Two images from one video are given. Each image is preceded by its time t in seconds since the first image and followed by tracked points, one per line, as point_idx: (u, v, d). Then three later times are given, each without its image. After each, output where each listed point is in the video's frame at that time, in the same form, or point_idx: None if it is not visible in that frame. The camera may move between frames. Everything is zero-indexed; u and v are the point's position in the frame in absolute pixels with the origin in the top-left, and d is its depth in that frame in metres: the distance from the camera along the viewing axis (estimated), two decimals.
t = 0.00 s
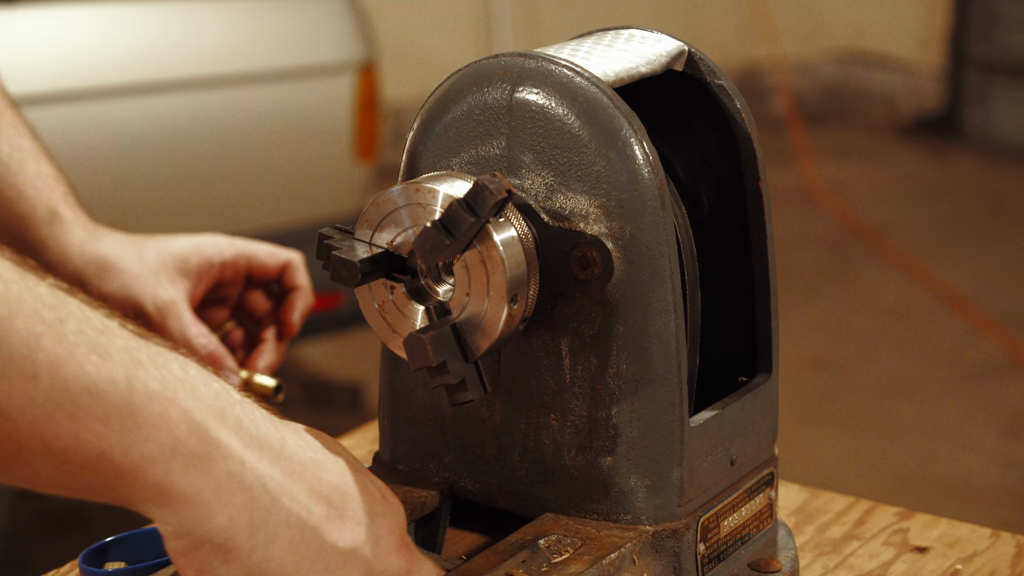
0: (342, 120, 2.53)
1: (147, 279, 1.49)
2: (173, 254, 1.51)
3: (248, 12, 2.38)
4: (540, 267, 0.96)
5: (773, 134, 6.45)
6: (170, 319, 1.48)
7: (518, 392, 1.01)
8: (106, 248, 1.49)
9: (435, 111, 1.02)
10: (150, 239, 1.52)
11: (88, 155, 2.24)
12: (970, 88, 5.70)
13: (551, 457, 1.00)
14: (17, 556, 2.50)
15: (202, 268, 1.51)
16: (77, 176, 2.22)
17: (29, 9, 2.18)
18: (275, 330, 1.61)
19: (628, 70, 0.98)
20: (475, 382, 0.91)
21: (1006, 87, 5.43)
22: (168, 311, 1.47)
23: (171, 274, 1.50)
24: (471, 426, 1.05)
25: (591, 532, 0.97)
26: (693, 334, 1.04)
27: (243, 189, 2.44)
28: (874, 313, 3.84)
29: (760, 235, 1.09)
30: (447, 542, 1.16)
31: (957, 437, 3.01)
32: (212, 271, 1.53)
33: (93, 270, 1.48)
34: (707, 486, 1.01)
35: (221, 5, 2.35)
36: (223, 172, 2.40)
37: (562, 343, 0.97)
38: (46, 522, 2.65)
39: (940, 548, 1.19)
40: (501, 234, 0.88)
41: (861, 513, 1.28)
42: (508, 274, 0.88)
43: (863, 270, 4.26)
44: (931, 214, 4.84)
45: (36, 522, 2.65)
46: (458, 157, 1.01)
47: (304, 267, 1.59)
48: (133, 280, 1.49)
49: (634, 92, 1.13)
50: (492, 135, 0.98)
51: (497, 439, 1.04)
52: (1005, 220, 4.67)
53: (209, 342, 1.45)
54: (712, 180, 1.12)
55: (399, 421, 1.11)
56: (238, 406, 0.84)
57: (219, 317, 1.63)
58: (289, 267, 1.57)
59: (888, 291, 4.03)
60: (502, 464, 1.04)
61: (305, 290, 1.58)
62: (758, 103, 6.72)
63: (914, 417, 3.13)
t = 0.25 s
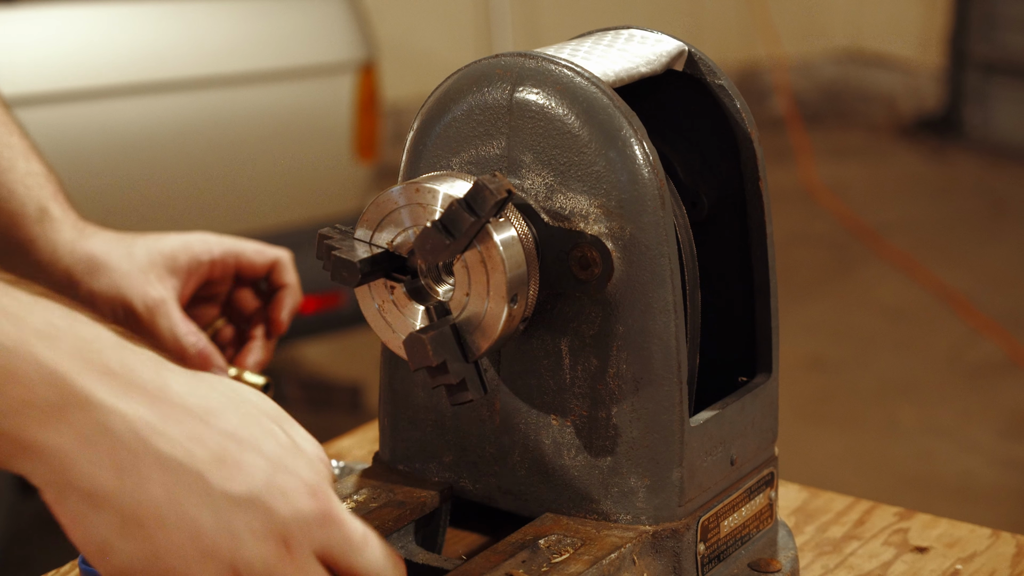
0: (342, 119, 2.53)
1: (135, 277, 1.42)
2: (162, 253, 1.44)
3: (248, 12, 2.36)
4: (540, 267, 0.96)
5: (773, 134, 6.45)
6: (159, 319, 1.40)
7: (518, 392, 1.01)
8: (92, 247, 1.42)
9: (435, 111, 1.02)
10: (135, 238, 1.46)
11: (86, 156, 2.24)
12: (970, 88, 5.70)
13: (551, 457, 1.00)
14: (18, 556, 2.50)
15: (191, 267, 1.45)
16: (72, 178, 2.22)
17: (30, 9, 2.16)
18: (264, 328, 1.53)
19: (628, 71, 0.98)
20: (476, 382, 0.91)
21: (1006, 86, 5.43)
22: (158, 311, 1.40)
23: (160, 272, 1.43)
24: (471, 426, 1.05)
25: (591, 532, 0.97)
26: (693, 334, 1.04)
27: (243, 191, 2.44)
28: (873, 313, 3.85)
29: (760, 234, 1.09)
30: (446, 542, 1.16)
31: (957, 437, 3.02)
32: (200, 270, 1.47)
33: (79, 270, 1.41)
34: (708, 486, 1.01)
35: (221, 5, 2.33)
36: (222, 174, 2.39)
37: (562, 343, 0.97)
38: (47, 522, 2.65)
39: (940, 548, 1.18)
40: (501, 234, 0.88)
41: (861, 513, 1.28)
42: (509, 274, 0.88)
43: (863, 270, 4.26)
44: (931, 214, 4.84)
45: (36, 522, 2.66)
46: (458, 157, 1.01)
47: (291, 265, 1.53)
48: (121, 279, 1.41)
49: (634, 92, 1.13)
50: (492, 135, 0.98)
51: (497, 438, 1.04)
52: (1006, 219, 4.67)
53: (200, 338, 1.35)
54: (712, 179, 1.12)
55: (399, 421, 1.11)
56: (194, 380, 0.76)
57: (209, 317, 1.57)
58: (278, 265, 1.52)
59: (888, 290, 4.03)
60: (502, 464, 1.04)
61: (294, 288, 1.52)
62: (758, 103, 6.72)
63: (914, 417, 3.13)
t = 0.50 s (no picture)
0: (342, 118, 2.54)
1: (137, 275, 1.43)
2: (165, 250, 1.47)
3: (247, 12, 2.37)
4: (541, 267, 0.96)
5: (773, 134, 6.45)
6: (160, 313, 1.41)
7: (519, 392, 1.01)
8: (99, 245, 1.47)
9: (435, 111, 1.02)
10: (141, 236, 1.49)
11: (91, 157, 2.24)
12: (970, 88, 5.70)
13: (551, 457, 1.00)
14: (18, 556, 2.50)
15: (195, 264, 1.49)
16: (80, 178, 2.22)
17: (30, 8, 2.17)
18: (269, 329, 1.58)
19: (628, 71, 0.98)
20: (475, 382, 0.91)
21: (1006, 86, 5.43)
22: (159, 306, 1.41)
23: (163, 271, 1.46)
24: (471, 426, 1.05)
25: (591, 532, 0.97)
26: (693, 334, 1.04)
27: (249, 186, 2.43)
28: (873, 313, 3.85)
29: (760, 235, 1.09)
30: (447, 542, 1.15)
31: (957, 437, 3.02)
32: (205, 268, 1.50)
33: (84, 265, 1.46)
34: (707, 487, 1.01)
35: (222, 5, 2.33)
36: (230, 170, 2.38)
37: (562, 343, 0.97)
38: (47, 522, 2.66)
39: (940, 548, 1.18)
40: (501, 234, 0.88)
41: (861, 513, 1.28)
42: (509, 273, 0.88)
43: (863, 269, 4.27)
44: (931, 214, 4.84)
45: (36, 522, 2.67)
46: (458, 157, 1.01)
47: (299, 265, 1.58)
48: (124, 275, 1.44)
49: (634, 91, 1.13)
50: (492, 135, 0.98)
51: (496, 438, 1.04)
52: (1006, 219, 4.67)
53: (202, 339, 1.37)
54: (712, 179, 1.12)
55: (399, 421, 1.11)
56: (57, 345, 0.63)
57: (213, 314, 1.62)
58: (285, 264, 1.56)
59: (888, 290, 4.03)
60: (502, 464, 1.04)
61: (300, 288, 1.57)
62: (758, 103, 6.72)
63: (913, 417, 3.13)
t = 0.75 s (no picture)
0: (342, 120, 2.54)
1: (110, 260, 1.42)
2: (140, 237, 1.43)
3: (247, 12, 2.37)
4: (541, 267, 0.96)
5: (773, 134, 6.45)
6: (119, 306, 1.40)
7: (519, 392, 1.01)
8: (79, 230, 1.43)
9: (435, 111, 1.02)
10: (125, 221, 1.46)
11: (96, 160, 2.25)
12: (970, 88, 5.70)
13: (551, 457, 1.00)
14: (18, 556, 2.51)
15: (171, 252, 1.43)
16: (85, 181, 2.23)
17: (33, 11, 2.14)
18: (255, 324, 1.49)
19: (628, 71, 0.98)
20: (476, 382, 0.91)
21: (1006, 86, 5.43)
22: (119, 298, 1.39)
23: (135, 258, 1.42)
24: (471, 426, 1.05)
25: (591, 532, 0.97)
26: (693, 334, 1.03)
27: (254, 187, 2.45)
28: (872, 313, 3.85)
29: (760, 234, 1.09)
30: (448, 542, 1.15)
31: (957, 437, 3.02)
32: (183, 256, 1.45)
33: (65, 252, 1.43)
34: (708, 486, 1.01)
35: (220, 5, 2.33)
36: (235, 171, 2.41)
37: (562, 343, 0.97)
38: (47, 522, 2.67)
39: (940, 548, 1.18)
40: (501, 234, 0.88)
41: (861, 513, 1.28)
42: (509, 274, 0.88)
43: (863, 269, 4.27)
44: (931, 214, 4.84)
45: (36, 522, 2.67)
46: (458, 157, 1.01)
47: (285, 254, 1.48)
48: (95, 263, 1.41)
49: (635, 91, 1.13)
50: (492, 135, 0.98)
51: (496, 438, 1.04)
52: (1005, 220, 4.67)
53: (162, 332, 1.36)
54: (712, 179, 1.12)
55: (399, 421, 1.11)
56: None
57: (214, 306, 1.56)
58: (268, 253, 1.47)
59: (888, 290, 4.03)
60: (502, 463, 1.04)
61: (284, 278, 1.46)
62: (758, 103, 6.72)
63: (913, 417, 3.13)
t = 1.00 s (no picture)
0: (342, 120, 2.54)
1: (66, 215, 1.23)
2: (101, 190, 1.23)
3: (247, 11, 2.38)
4: (541, 267, 0.96)
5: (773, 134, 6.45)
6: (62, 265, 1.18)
7: (518, 392, 1.01)
8: (57, 185, 1.27)
9: (435, 111, 1.02)
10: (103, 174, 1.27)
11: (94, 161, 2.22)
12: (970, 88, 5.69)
13: (551, 457, 1.00)
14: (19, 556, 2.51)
15: (131, 208, 1.22)
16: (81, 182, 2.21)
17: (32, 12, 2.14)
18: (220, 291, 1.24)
19: (628, 71, 0.98)
20: (476, 382, 0.91)
21: (1007, 86, 5.43)
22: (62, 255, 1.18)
23: (90, 212, 1.22)
24: (471, 426, 1.05)
25: (591, 532, 0.97)
26: (693, 334, 1.04)
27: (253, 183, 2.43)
28: (873, 313, 3.85)
29: (760, 235, 1.09)
30: (447, 542, 1.15)
31: (957, 437, 3.02)
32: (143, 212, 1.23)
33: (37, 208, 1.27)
34: (708, 486, 1.01)
35: (220, 5, 2.34)
36: (235, 172, 2.39)
37: (562, 343, 0.97)
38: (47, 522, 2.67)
39: (940, 548, 1.18)
40: (501, 234, 0.88)
41: (861, 513, 1.28)
42: (508, 274, 0.88)
43: (863, 269, 4.27)
44: (931, 214, 4.84)
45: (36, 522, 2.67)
46: (458, 157, 1.01)
47: (253, 208, 1.23)
48: (54, 220, 1.23)
49: (634, 92, 1.13)
50: (492, 135, 0.98)
51: (496, 438, 1.04)
52: (1005, 220, 4.67)
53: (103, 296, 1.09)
54: (712, 180, 1.12)
55: (399, 421, 1.11)
56: None
57: (193, 272, 1.34)
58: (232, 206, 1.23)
59: (888, 290, 4.03)
60: (502, 464, 1.04)
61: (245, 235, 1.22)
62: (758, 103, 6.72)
63: (913, 417, 3.13)
